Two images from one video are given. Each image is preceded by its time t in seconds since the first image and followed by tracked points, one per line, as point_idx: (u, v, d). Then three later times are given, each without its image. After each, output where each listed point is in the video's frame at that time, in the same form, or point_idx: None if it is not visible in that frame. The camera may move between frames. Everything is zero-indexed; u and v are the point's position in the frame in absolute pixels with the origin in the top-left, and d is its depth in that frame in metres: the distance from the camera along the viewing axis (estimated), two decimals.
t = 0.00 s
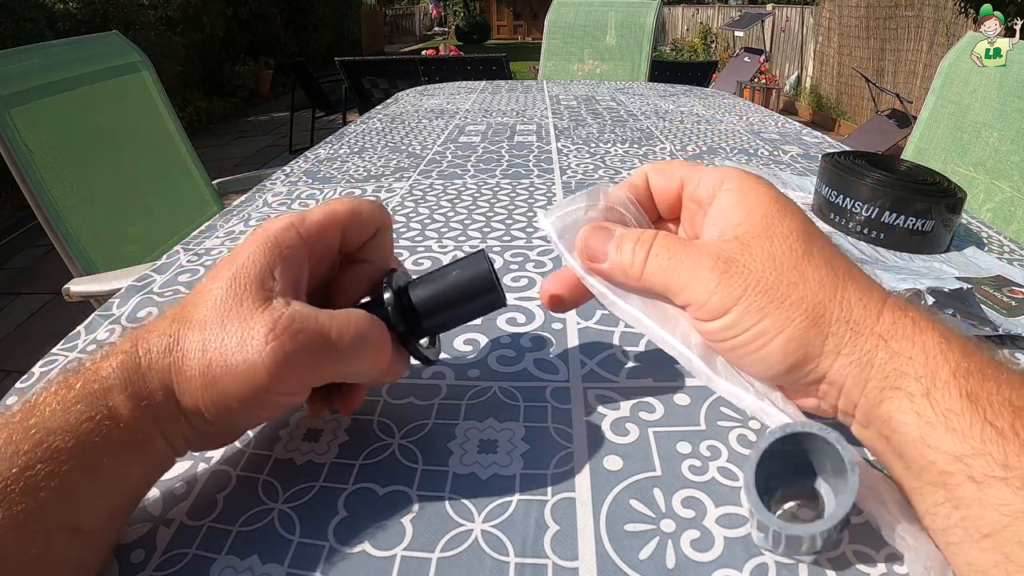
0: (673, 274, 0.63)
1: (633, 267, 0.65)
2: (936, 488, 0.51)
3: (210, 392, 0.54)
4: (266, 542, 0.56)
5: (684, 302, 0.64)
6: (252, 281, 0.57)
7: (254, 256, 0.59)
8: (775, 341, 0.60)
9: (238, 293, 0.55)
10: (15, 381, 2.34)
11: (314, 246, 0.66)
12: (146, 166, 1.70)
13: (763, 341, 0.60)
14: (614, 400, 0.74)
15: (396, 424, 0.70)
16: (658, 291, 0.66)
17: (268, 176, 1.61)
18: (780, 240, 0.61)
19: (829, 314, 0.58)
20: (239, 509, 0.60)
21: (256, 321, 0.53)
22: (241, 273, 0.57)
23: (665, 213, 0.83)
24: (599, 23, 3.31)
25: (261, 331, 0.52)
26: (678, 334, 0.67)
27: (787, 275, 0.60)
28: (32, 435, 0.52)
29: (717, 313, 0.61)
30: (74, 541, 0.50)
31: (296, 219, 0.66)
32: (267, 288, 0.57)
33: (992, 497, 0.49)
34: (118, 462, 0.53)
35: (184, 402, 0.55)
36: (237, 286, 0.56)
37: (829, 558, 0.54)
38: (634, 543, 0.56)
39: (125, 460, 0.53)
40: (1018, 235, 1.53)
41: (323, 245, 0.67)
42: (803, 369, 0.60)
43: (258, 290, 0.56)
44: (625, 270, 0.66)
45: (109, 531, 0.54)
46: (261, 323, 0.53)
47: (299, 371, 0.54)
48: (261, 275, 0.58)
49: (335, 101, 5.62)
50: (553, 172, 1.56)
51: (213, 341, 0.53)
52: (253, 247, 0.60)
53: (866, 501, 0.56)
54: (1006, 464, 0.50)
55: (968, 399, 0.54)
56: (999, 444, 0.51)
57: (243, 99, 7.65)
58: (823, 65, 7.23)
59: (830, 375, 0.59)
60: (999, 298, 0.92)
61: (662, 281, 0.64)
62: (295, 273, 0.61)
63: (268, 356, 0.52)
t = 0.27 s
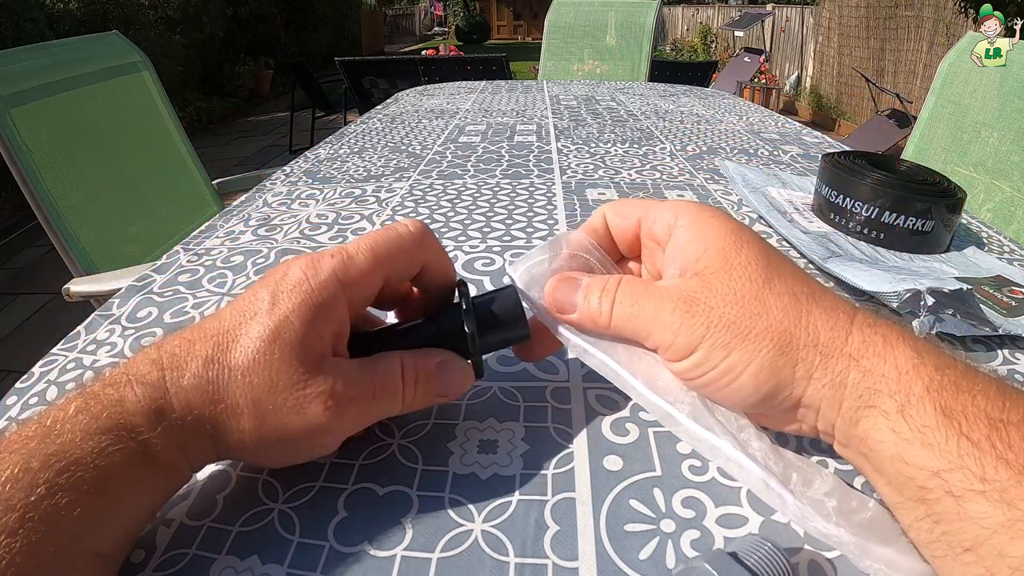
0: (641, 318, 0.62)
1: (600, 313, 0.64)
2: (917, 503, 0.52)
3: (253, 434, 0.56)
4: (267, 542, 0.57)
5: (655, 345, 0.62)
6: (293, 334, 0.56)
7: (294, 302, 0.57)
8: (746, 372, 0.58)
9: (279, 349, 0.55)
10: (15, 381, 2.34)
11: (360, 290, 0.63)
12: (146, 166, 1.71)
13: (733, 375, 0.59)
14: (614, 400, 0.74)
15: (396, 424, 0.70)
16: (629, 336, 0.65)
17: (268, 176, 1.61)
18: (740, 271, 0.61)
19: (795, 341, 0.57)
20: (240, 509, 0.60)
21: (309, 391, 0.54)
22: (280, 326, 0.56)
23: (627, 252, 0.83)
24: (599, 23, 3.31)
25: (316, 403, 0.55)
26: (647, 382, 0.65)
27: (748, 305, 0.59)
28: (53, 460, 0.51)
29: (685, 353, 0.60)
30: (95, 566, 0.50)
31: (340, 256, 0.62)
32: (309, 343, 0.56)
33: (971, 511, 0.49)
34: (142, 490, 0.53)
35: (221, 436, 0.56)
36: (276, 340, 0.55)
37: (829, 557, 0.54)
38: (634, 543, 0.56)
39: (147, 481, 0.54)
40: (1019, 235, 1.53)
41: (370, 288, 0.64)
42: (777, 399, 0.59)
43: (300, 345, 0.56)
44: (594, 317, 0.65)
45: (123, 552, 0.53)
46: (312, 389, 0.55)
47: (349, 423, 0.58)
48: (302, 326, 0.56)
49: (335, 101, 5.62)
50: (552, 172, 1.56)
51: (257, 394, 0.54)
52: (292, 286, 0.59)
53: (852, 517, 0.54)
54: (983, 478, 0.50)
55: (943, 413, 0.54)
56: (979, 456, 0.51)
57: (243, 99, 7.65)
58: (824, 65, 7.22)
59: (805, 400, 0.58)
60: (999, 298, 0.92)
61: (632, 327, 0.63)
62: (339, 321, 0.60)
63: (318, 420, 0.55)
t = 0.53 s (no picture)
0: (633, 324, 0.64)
1: (601, 323, 0.67)
2: (910, 503, 0.51)
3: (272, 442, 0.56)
4: (267, 542, 0.57)
5: (649, 350, 0.64)
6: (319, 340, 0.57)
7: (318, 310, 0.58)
8: (734, 376, 0.59)
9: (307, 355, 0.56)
10: (15, 381, 2.34)
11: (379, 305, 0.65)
12: (146, 166, 1.70)
13: (720, 379, 0.59)
14: (615, 400, 0.74)
15: (396, 424, 0.70)
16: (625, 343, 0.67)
17: (268, 176, 1.61)
18: (727, 280, 0.62)
19: (783, 345, 0.58)
20: (241, 510, 0.60)
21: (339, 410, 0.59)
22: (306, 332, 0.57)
23: (630, 262, 0.84)
24: (599, 23, 3.31)
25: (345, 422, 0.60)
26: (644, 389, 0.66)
27: (736, 313, 0.59)
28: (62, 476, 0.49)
29: (675, 359, 0.62)
30: None
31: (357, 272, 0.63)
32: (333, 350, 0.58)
33: (963, 510, 0.48)
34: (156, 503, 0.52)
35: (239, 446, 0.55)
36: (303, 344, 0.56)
37: (830, 557, 0.54)
38: (635, 543, 0.56)
39: (159, 495, 0.53)
40: (1019, 235, 1.52)
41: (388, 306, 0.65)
42: (766, 402, 0.59)
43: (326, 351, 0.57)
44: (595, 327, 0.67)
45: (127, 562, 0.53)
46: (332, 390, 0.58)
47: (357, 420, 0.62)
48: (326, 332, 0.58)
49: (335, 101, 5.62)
50: (553, 172, 1.56)
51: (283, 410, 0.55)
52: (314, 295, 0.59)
53: (841, 519, 0.54)
54: (975, 477, 0.49)
55: (933, 414, 0.54)
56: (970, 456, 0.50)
57: (243, 99, 7.65)
58: (824, 65, 7.22)
59: (793, 405, 0.59)
60: (999, 298, 0.92)
61: (622, 334, 0.65)
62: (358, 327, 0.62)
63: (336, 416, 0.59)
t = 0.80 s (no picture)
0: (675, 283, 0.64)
1: (643, 284, 0.66)
2: (937, 472, 0.49)
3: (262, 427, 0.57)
4: (267, 542, 0.57)
5: (691, 309, 0.64)
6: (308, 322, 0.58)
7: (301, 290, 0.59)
8: (772, 331, 0.58)
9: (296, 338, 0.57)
10: (15, 381, 2.34)
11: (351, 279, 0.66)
12: (146, 166, 1.71)
13: (760, 333, 0.58)
14: (615, 400, 0.74)
15: (396, 424, 0.70)
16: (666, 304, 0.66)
17: (268, 176, 1.60)
18: (768, 238, 0.61)
19: (820, 303, 0.56)
20: (240, 509, 0.60)
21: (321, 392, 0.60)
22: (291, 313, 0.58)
23: (673, 226, 0.84)
24: (599, 23, 3.31)
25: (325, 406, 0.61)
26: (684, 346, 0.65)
27: (775, 270, 0.58)
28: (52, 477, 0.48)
29: (715, 314, 0.61)
30: None
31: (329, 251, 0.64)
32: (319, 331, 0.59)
33: (989, 480, 0.46)
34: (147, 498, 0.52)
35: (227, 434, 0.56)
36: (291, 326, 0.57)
37: (829, 557, 0.54)
38: (635, 543, 0.56)
39: (149, 492, 0.52)
40: (1019, 235, 1.53)
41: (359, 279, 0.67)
42: (801, 360, 0.58)
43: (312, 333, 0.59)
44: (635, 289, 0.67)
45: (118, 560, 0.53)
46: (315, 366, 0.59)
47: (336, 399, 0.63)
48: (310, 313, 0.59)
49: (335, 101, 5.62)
50: (553, 172, 1.56)
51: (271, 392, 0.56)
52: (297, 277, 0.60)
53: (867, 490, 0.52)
54: (1003, 448, 0.47)
55: (966, 383, 0.51)
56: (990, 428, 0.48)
57: (243, 99, 7.65)
58: (824, 65, 7.22)
59: (828, 364, 0.57)
60: (1000, 297, 0.92)
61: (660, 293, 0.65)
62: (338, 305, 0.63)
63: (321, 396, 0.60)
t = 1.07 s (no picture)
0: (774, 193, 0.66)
1: (726, 196, 0.69)
2: (994, 411, 0.58)
3: (222, 362, 0.56)
4: (267, 542, 0.57)
5: (778, 222, 0.67)
6: (234, 257, 0.58)
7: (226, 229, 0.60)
8: (866, 250, 0.64)
9: (221, 273, 0.57)
10: (15, 381, 2.34)
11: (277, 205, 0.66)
12: (146, 166, 1.70)
13: (853, 252, 0.64)
14: (615, 400, 0.74)
15: (396, 424, 0.70)
16: (749, 217, 0.69)
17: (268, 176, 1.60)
18: (868, 161, 0.66)
19: (913, 229, 0.63)
20: (240, 509, 0.60)
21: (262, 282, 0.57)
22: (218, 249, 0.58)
23: (745, 150, 0.88)
24: (600, 23, 3.31)
25: (271, 287, 0.57)
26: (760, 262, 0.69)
27: (872, 193, 0.64)
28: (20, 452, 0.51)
29: (812, 227, 0.65)
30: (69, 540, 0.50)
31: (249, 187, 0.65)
32: (250, 259, 0.59)
33: None
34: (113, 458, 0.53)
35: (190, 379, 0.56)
36: (217, 263, 0.57)
37: (829, 557, 0.55)
38: (635, 543, 0.56)
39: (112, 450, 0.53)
40: (1019, 234, 1.51)
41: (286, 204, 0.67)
42: (890, 283, 0.65)
43: (241, 263, 0.58)
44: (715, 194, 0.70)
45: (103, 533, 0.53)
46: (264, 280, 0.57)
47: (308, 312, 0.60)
48: (238, 249, 0.59)
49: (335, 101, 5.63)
50: (553, 172, 1.56)
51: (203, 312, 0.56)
52: (220, 219, 0.61)
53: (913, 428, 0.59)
54: None
55: None
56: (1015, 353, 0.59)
57: (243, 99, 7.65)
58: (824, 65, 7.22)
59: (912, 291, 0.65)
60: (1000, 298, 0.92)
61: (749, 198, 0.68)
62: (269, 235, 0.63)
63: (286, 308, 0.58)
